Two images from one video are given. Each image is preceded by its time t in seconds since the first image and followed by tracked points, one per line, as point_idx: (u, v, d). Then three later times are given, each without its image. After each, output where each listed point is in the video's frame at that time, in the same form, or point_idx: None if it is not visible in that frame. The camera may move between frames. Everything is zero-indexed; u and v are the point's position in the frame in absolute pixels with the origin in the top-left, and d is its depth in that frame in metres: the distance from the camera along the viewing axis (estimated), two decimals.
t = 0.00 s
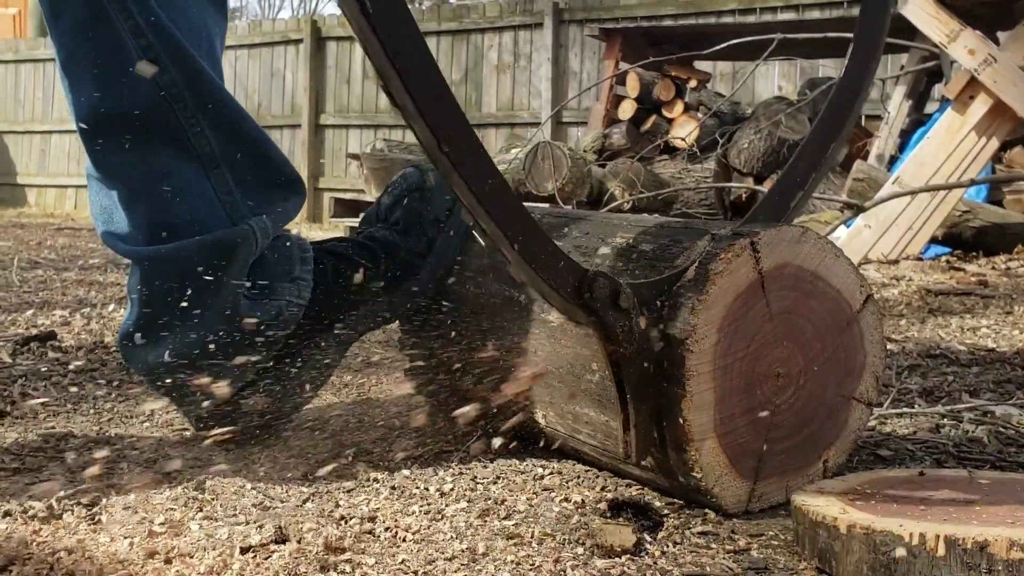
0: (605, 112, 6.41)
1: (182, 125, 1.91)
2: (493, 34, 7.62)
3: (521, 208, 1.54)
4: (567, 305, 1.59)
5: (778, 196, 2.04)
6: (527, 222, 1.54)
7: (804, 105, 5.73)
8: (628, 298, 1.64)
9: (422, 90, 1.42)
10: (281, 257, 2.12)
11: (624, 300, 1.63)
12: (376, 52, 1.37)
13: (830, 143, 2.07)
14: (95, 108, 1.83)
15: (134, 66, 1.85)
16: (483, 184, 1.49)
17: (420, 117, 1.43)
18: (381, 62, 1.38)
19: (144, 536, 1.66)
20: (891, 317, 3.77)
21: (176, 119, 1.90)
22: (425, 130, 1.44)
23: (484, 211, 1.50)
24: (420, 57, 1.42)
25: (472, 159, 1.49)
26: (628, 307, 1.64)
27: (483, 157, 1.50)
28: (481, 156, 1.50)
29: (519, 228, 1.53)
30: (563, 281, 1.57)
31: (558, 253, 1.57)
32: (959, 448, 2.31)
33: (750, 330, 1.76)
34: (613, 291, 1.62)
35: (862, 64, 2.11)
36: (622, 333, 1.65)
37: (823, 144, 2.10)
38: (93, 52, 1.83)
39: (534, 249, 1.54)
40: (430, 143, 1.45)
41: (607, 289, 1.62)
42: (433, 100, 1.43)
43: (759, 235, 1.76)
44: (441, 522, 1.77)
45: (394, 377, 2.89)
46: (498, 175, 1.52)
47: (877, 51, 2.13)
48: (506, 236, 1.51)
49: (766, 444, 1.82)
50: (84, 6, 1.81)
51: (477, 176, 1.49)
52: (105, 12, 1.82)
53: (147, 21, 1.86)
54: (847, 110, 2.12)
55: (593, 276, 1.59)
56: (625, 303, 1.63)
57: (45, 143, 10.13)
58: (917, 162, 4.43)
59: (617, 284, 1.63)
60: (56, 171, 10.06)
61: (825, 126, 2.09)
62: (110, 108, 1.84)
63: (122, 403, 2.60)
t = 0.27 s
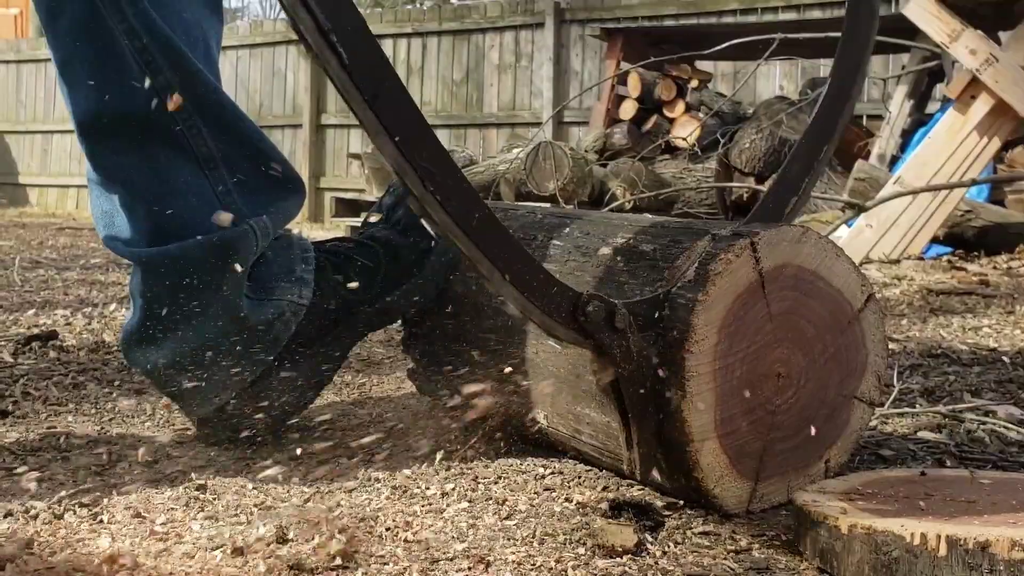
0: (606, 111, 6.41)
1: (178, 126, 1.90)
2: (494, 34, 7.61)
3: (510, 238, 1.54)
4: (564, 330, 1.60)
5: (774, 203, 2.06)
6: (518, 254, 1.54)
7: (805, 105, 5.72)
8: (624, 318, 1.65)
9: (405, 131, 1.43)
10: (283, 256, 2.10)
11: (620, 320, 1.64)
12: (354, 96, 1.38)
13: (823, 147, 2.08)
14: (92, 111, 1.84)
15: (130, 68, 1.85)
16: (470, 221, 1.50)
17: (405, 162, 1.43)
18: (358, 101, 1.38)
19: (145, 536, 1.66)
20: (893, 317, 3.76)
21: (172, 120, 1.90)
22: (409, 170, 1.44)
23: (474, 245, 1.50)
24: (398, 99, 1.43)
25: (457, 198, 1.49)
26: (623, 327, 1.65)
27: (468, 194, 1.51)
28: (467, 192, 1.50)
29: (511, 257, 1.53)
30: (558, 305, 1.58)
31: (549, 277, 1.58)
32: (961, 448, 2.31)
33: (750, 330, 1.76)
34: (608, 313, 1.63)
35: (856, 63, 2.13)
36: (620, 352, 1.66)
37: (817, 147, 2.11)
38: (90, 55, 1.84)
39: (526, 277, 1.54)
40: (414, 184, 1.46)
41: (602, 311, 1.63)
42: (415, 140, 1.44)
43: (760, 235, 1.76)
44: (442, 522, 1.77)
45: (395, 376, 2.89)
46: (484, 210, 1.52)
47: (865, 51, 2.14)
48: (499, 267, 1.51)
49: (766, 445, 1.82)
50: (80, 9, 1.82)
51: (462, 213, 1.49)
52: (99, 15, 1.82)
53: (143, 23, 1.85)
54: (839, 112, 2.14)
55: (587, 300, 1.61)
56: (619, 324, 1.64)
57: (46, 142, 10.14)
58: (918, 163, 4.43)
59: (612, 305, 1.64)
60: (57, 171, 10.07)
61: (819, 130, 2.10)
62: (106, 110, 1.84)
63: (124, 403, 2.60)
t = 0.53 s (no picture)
0: (607, 112, 6.41)
1: (189, 110, 1.89)
2: (495, 34, 7.61)
3: (515, 238, 1.56)
4: (569, 330, 1.61)
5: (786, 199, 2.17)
6: (524, 252, 1.56)
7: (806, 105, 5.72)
8: (629, 321, 1.66)
9: (416, 130, 1.45)
10: (284, 245, 2.05)
11: (625, 322, 1.65)
12: (366, 92, 1.39)
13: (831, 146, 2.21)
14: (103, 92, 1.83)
15: (142, 51, 1.84)
16: (478, 219, 1.52)
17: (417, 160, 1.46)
18: (370, 97, 1.40)
19: (146, 536, 1.66)
20: (894, 317, 3.76)
21: (183, 105, 1.89)
22: (418, 167, 1.46)
23: (483, 244, 1.51)
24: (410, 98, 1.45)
25: (465, 196, 1.51)
26: (628, 331, 1.66)
27: (476, 190, 1.53)
28: (475, 189, 1.52)
29: (517, 252, 1.55)
30: (563, 306, 1.59)
31: (554, 278, 1.58)
32: (961, 449, 2.31)
33: (752, 332, 1.76)
34: (613, 315, 1.64)
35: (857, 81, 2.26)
36: (624, 355, 1.67)
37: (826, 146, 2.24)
38: (104, 37, 1.84)
39: (531, 276, 1.56)
40: (424, 180, 1.47)
41: (608, 313, 1.64)
42: (424, 136, 1.46)
43: (762, 236, 1.76)
44: (443, 522, 1.77)
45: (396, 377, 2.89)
46: (492, 208, 1.54)
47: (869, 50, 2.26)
48: (504, 265, 1.53)
49: (767, 446, 1.82)
50: None
51: (470, 212, 1.51)
52: None
53: (158, 6, 1.85)
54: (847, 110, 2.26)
55: (592, 302, 1.61)
56: (625, 326, 1.65)
57: (46, 143, 10.14)
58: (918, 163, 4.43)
59: (617, 308, 1.65)
60: (57, 171, 10.07)
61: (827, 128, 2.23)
62: (117, 91, 1.83)
63: (124, 403, 2.60)
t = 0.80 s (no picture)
0: (607, 111, 6.40)
1: (207, 123, 1.98)
2: (495, 35, 7.61)
3: (520, 234, 1.56)
4: (572, 327, 1.60)
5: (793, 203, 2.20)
6: (529, 248, 1.56)
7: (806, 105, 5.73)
8: (632, 321, 1.65)
9: (425, 123, 1.46)
10: (304, 252, 2.11)
11: (628, 322, 1.64)
12: (380, 84, 1.40)
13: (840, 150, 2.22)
14: (125, 109, 1.92)
15: (161, 67, 1.93)
16: (484, 214, 1.51)
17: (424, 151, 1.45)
18: (385, 88, 1.41)
19: (147, 536, 1.66)
20: (894, 317, 3.76)
21: (202, 118, 1.97)
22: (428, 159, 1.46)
23: (488, 238, 1.51)
24: (418, 90, 1.46)
25: (473, 190, 1.51)
26: (632, 329, 1.65)
27: (483, 185, 1.53)
28: (482, 184, 1.52)
29: (521, 249, 1.55)
30: (567, 304, 1.59)
31: (558, 275, 1.58)
32: (962, 449, 2.31)
33: (753, 331, 1.76)
34: (616, 314, 1.63)
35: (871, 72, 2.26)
36: (626, 356, 1.65)
37: (836, 150, 2.25)
38: (122, 55, 1.93)
39: (536, 272, 1.56)
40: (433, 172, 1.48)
41: (611, 312, 1.63)
42: (432, 129, 1.47)
43: (763, 235, 1.76)
44: (443, 522, 1.77)
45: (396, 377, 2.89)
46: (499, 203, 1.54)
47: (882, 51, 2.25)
48: (509, 260, 1.53)
49: (768, 445, 1.82)
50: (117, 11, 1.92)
51: (477, 205, 1.51)
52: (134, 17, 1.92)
53: (174, 21, 1.92)
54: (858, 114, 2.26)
55: (597, 299, 1.61)
56: (628, 325, 1.64)
57: (47, 143, 10.14)
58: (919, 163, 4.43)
59: (621, 308, 1.64)
60: (58, 171, 10.07)
61: (838, 131, 2.24)
62: (139, 108, 1.93)
63: (124, 403, 2.61)
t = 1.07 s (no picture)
0: (604, 111, 6.40)
1: (206, 121, 1.98)
2: (492, 34, 7.61)
3: (527, 227, 1.55)
4: (574, 324, 1.59)
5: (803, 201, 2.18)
6: (535, 242, 1.56)
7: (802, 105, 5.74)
8: (634, 319, 1.65)
9: (437, 109, 1.46)
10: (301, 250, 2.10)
11: (630, 320, 1.64)
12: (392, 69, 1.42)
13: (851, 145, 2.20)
14: (122, 103, 1.92)
15: (159, 63, 1.93)
16: (492, 203, 1.52)
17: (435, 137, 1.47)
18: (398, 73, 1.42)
19: (142, 536, 1.65)
20: (891, 316, 3.76)
21: (200, 115, 1.97)
22: (438, 146, 1.47)
23: (495, 228, 1.52)
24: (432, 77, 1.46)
25: (481, 180, 1.51)
26: (634, 327, 1.65)
27: (492, 176, 1.53)
28: (491, 175, 1.52)
29: (527, 243, 1.55)
30: (570, 300, 1.58)
31: (563, 270, 1.58)
32: (958, 447, 2.31)
33: (749, 330, 1.76)
34: (618, 312, 1.63)
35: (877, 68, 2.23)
36: (626, 354, 1.65)
37: (848, 145, 2.23)
38: (120, 51, 1.93)
39: (541, 266, 1.55)
40: (442, 161, 1.48)
41: (613, 309, 1.63)
42: (444, 117, 1.47)
43: (760, 235, 1.76)
44: (441, 521, 1.77)
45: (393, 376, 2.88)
46: (507, 195, 1.54)
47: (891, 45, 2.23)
48: (514, 253, 1.53)
49: (765, 444, 1.82)
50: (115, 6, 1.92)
51: (485, 195, 1.51)
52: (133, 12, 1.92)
53: (174, 17, 1.93)
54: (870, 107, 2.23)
55: (599, 296, 1.60)
56: (630, 324, 1.64)
57: (43, 142, 10.12)
58: (916, 163, 4.44)
59: (622, 306, 1.64)
60: (53, 170, 10.04)
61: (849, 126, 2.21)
62: (136, 103, 1.92)
63: (121, 402, 2.60)
